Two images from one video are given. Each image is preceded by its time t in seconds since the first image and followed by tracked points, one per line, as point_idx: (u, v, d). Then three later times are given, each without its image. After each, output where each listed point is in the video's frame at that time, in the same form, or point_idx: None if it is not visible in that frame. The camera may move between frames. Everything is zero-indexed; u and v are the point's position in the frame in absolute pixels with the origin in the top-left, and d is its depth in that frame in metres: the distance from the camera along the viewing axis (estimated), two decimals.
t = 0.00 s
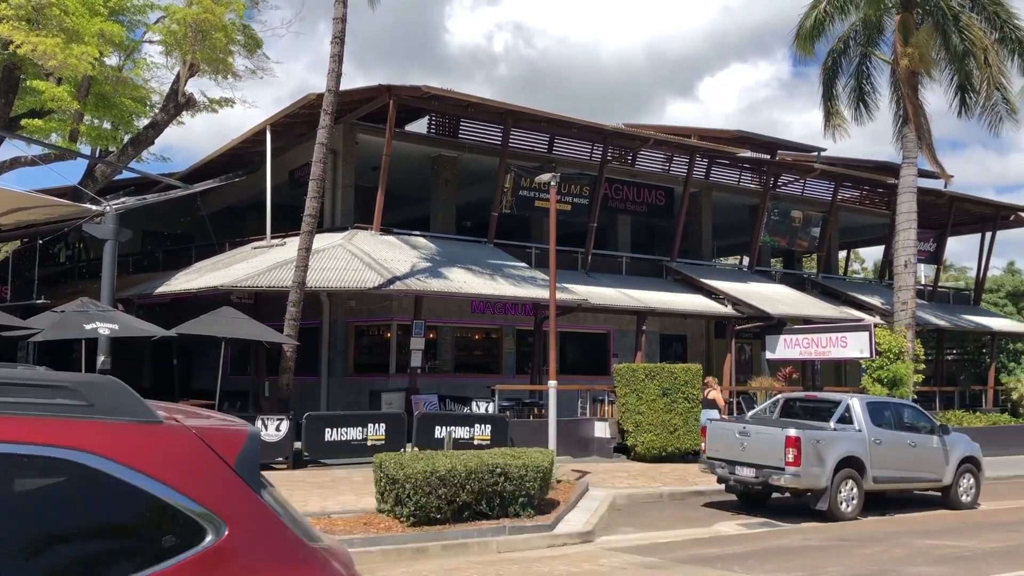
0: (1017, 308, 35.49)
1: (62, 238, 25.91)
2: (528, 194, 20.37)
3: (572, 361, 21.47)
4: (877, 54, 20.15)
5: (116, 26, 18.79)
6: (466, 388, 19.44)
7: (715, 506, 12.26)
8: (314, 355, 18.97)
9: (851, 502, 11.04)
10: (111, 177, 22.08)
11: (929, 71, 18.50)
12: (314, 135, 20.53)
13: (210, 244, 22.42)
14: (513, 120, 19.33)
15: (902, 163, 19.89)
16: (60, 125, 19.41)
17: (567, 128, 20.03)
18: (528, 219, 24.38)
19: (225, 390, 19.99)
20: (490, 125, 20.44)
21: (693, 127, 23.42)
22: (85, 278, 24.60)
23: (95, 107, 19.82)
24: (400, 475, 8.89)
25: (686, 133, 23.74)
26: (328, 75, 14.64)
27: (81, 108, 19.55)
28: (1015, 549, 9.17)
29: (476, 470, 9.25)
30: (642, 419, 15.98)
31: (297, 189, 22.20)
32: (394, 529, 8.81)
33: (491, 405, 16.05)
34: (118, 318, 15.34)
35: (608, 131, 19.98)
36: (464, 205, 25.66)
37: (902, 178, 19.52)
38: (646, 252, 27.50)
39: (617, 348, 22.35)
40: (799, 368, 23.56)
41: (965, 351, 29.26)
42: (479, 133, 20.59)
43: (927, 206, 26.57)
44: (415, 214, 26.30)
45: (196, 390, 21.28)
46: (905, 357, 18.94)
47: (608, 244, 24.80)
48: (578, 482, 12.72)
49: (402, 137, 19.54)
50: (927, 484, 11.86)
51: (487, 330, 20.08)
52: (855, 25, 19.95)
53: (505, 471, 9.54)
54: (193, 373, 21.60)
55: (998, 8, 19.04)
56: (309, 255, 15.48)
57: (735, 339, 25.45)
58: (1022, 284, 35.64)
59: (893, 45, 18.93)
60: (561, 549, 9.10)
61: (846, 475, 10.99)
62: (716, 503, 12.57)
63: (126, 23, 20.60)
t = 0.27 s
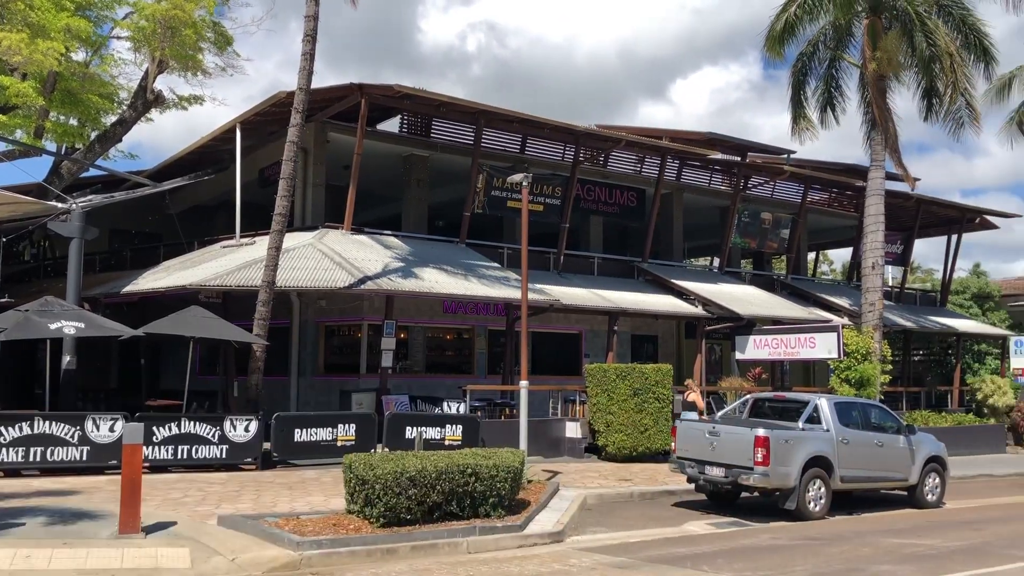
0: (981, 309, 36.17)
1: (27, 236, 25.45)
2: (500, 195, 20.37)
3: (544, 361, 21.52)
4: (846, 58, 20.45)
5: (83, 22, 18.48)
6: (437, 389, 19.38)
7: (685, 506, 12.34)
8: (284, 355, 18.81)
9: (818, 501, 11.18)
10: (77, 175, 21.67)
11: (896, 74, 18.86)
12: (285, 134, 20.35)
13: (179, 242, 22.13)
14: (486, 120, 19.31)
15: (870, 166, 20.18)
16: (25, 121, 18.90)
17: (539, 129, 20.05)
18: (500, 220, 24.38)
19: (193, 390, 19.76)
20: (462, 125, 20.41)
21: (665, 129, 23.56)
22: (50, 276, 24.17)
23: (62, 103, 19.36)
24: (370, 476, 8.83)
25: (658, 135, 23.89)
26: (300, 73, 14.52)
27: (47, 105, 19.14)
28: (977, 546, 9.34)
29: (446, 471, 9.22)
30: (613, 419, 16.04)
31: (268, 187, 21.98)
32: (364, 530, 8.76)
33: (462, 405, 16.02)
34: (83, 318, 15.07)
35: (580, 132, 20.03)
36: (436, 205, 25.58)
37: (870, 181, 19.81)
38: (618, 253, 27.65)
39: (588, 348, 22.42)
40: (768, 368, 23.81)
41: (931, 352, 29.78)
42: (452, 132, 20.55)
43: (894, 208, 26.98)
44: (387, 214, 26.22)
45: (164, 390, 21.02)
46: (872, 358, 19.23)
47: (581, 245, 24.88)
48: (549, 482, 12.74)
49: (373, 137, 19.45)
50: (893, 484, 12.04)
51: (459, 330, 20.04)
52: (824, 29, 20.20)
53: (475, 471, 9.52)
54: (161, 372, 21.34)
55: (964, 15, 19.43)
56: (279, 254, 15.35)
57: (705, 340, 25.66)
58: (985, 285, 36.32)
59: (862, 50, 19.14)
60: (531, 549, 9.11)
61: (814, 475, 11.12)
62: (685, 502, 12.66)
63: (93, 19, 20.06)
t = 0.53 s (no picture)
0: (953, 310, 36.71)
1: None
2: (477, 196, 20.35)
3: (521, 362, 21.53)
4: (820, 62, 20.66)
5: (55, 19, 18.23)
6: (413, 390, 19.33)
7: (660, 506, 12.40)
8: (259, 356, 18.67)
9: (792, 502, 11.28)
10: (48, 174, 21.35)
11: (870, 78, 19.11)
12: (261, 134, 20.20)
13: (152, 242, 21.89)
14: (463, 121, 19.28)
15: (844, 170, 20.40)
16: None
17: (517, 130, 20.06)
18: (477, 221, 24.36)
19: (167, 392, 19.54)
20: (439, 126, 20.37)
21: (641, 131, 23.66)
22: (20, 276, 23.78)
23: (33, 101, 19.06)
24: (345, 478, 8.78)
25: (635, 137, 24.00)
26: (276, 73, 14.42)
27: (18, 102, 18.83)
28: (948, 546, 9.47)
29: (422, 473, 9.19)
30: (589, 420, 16.08)
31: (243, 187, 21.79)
32: (339, 533, 8.70)
33: (438, 406, 15.98)
34: (55, 319, 14.84)
35: (557, 134, 20.07)
36: (413, 205, 25.50)
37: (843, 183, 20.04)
38: (595, 254, 27.74)
39: (565, 349, 22.47)
40: (744, 369, 24.00)
41: (904, 353, 30.17)
42: (429, 133, 20.50)
43: (868, 210, 27.29)
44: (364, 215, 26.11)
45: (137, 392, 20.76)
46: (846, 359, 19.45)
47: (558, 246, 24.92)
48: (525, 483, 12.74)
49: (350, 137, 19.35)
50: (866, 484, 12.17)
51: (436, 331, 19.99)
52: (798, 33, 20.37)
53: (451, 472, 9.49)
54: (134, 373, 21.08)
55: (935, 20, 19.72)
56: (254, 255, 15.23)
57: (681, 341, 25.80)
58: (957, 287, 36.84)
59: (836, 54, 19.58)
60: (508, 551, 9.10)
61: (788, 475, 11.21)
62: (661, 503, 12.71)
63: (65, 17, 19.83)
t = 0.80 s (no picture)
0: (930, 312, 37.12)
1: None
2: (459, 198, 20.33)
3: (503, 364, 21.53)
4: (799, 64, 20.82)
5: (33, 19, 18.02)
6: (394, 392, 19.27)
7: (642, 507, 12.44)
8: (238, 358, 18.55)
9: (773, 503, 11.35)
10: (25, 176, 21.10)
11: (849, 82, 19.31)
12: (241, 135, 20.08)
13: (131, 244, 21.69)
14: (445, 122, 19.26)
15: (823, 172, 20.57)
16: None
17: (498, 132, 20.06)
18: (459, 222, 24.35)
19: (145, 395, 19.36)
20: (421, 128, 20.33)
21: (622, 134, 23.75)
22: None
23: (10, 101, 18.84)
24: (325, 481, 8.73)
25: (616, 139, 24.08)
26: (256, 74, 14.34)
27: None
28: (926, 545, 9.56)
29: (403, 475, 9.17)
30: (571, 422, 16.09)
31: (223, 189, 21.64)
32: (319, 536, 8.65)
33: (419, 409, 15.94)
34: (31, 322, 14.64)
35: (539, 136, 20.09)
36: (394, 207, 25.45)
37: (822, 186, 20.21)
38: (577, 256, 27.80)
39: (547, 351, 22.49)
40: (725, 371, 24.13)
41: (882, 354, 30.45)
42: (410, 135, 20.47)
43: (847, 213, 27.54)
44: (345, 216, 26.02)
45: (115, 395, 20.56)
46: (825, 360, 19.60)
47: (539, 248, 24.95)
48: (507, 485, 12.73)
49: (331, 139, 19.28)
50: (846, 484, 12.27)
51: (417, 333, 19.94)
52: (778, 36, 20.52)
53: (432, 475, 9.47)
54: (113, 375, 20.88)
55: (912, 24, 19.93)
56: (234, 257, 15.12)
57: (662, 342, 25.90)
58: (935, 289, 37.25)
59: (816, 57, 19.63)
60: (489, 553, 9.08)
61: (768, 476, 11.28)
62: (642, 504, 12.75)
63: (43, 16, 19.63)
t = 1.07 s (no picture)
0: (911, 312, 37.46)
1: None
2: (442, 198, 20.30)
3: (486, 365, 21.52)
4: (780, 66, 20.97)
5: (12, 17, 17.81)
6: (377, 393, 19.21)
7: (625, 507, 12.47)
8: (220, 359, 18.43)
9: (755, 502, 11.41)
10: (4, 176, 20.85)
11: (830, 84, 19.47)
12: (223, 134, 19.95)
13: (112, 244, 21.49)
14: (428, 123, 19.22)
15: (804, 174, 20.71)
16: None
17: (482, 133, 20.05)
18: (442, 223, 24.32)
19: (126, 396, 19.19)
20: (404, 128, 20.29)
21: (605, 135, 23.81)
22: None
23: None
24: (308, 482, 8.69)
25: (600, 140, 24.14)
26: (238, 74, 14.25)
27: None
28: (907, 544, 9.64)
29: (385, 476, 9.15)
30: (554, 422, 16.10)
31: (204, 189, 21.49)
32: (302, 537, 8.61)
33: (402, 410, 15.89)
34: (10, 323, 14.46)
35: (522, 136, 20.10)
36: (377, 208, 25.37)
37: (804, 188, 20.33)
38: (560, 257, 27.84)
39: (530, 351, 22.50)
40: (707, 371, 24.24)
41: (863, 354, 30.69)
42: (394, 136, 20.42)
43: (829, 214, 27.75)
44: (328, 216, 25.91)
45: (95, 396, 20.36)
46: (807, 360, 19.73)
47: (523, 249, 24.96)
48: (490, 486, 12.72)
49: (314, 139, 19.19)
50: (827, 484, 12.36)
51: (400, 334, 19.89)
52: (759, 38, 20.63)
53: (415, 476, 9.45)
54: (93, 376, 20.68)
55: (893, 28, 20.11)
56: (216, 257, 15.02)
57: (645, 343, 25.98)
58: (915, 290, 37.62)
59: (798, 58, 19.96)
60: (473, 554, 9.06)
61: (750, 476, 11.34)
62: (625, 504, 12.78)
63: (22, 14, 19.41)
